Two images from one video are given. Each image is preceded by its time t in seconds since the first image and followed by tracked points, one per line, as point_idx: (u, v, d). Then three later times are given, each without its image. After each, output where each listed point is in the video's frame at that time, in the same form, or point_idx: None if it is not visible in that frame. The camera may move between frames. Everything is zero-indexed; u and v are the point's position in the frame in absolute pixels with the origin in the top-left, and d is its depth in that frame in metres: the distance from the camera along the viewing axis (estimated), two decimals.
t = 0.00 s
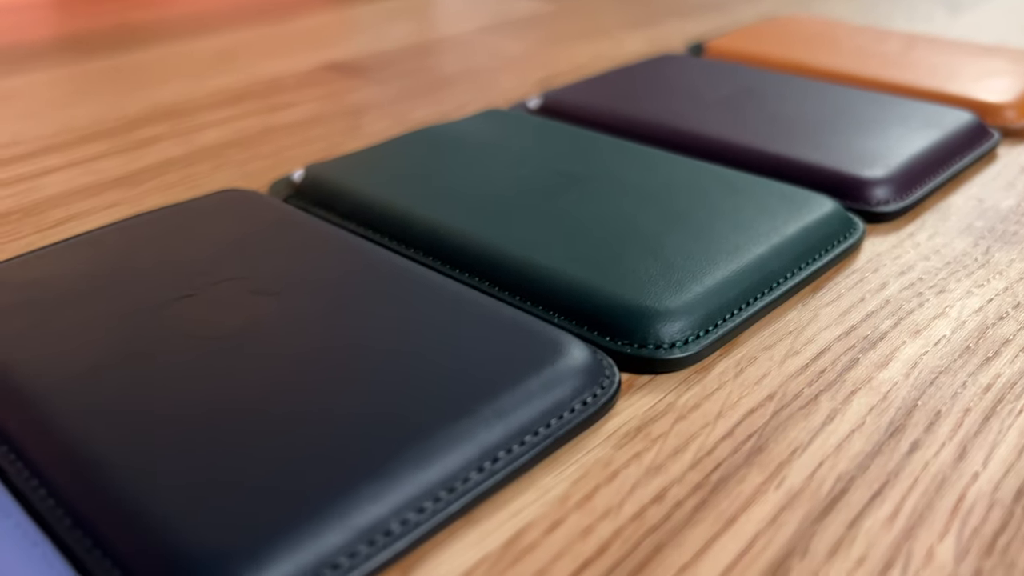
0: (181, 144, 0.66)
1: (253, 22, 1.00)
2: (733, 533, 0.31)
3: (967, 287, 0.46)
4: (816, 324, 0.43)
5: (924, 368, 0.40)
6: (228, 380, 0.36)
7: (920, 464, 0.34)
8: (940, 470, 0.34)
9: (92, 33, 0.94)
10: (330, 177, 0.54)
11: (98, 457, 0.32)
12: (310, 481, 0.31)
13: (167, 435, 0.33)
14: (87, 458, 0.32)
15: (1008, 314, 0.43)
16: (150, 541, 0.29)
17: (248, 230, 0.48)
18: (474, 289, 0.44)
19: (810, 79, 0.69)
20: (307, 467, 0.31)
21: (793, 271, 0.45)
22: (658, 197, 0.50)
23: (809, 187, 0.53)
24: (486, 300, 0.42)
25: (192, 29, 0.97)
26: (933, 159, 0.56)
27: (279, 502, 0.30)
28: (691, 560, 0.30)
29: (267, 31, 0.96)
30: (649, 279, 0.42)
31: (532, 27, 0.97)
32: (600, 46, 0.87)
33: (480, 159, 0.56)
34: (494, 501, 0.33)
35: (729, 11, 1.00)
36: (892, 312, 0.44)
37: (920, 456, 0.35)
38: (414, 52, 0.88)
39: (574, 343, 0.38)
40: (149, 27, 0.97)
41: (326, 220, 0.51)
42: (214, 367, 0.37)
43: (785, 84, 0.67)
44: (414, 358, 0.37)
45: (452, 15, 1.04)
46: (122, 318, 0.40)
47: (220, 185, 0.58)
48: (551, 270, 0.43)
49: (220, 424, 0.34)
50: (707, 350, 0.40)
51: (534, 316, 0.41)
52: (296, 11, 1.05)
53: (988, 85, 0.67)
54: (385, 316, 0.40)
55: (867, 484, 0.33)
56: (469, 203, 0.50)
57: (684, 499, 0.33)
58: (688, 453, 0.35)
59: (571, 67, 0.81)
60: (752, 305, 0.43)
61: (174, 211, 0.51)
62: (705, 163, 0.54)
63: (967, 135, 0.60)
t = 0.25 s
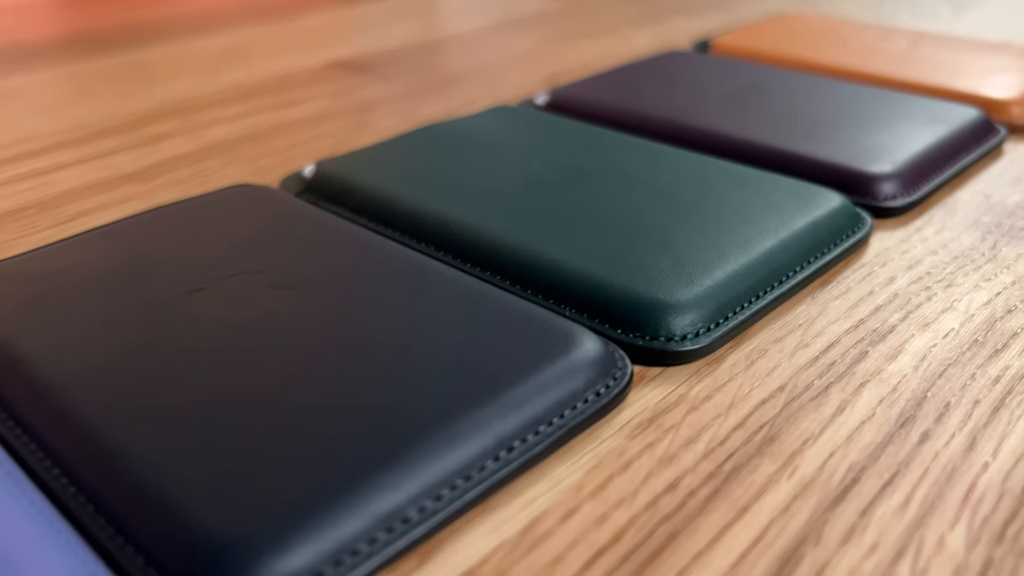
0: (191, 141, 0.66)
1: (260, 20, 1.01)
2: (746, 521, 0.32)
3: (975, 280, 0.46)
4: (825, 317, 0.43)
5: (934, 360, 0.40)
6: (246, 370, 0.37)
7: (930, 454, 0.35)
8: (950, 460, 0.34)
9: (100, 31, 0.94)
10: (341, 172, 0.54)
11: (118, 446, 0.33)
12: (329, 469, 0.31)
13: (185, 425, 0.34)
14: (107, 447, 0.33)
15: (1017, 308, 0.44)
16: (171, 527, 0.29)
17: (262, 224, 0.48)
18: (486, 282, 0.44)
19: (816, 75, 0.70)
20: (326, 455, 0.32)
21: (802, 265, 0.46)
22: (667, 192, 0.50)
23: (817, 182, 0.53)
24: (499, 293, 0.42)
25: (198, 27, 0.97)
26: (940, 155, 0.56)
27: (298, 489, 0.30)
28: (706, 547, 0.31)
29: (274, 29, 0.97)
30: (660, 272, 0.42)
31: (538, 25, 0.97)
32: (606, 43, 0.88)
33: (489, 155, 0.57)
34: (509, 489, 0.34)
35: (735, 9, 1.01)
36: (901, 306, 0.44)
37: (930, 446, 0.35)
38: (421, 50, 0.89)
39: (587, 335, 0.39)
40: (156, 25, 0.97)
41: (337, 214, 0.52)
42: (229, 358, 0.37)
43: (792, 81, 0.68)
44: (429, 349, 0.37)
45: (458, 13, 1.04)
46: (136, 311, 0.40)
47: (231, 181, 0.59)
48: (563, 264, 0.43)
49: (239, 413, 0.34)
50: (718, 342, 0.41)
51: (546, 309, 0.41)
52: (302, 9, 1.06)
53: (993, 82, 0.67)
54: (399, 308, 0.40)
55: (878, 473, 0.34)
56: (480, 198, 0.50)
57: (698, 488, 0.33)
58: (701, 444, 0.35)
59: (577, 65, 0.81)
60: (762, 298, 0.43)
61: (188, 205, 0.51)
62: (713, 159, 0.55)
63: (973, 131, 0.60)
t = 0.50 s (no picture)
0: (202, 137, 0.67)
1: (267, 17, 1.01)
2: (758, 509, 0.32)
3: (982, 275, 0.46)
4: (834, 310, 0.44)
5: (942, 353, 0.40)
6: (262, 360, 0.37)
7: (939, 445, 0.35)
8: (960, 450, 0.35)
9: (108, 28, 0.94)
10: (352, 167, 0.54)
11: (136, 435, 0.33)
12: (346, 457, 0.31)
13: (203, 414, 0.34)
14: (126, 436, 0.33)
15: None
16: (191, 513, 0.30)
17: (274, 218, 0.49)
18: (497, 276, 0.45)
19: (823, 72, 0.70)
20: (344, 443, 0.32)
21: (810, 259, 0.46)
22: (676, 187, 0.50)
23: (825, 177, 0.53)
24: (510, 286, 0.42)
25: (207, 24, 0.98)
26: (947, 151, 0.57)
27: (316, 476, 0.31)
28: (718, 535, 0.31)
29: (282, 26, 0.97)
30: (670, 266, 0.42)
31: (544, 22, 0.98)
32: (613, 40, 0.88)
33: (498, 150, 0.57)
34: (522, 478, 0.34)
35: (741, 6, 1.01)
36: (910, 299, 0.44)
37: (939, 437, 0.35)
38: (428, 47, 0.89)
39: (598, 327, 0.39)
40: (164, 22, 0.98)
41: (348, 209, 0.52)
42: (245, 348, 0.38)
43: (798, 78, 0.68)
44: (442, 340, 0.38)
45: (464, 10, 1.05)
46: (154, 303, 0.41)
47: (242, 176, 0.59)
48: (573, 257, 0.43)
49: (256, 402, 0.34)
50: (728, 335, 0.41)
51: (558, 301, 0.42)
52: (309, 6, 1.06)
53: (999, 79, 0.68)
54: (412, 300, 0.41)
55: (888, 462, 0.34)
56: (490, 193, 0.51)
57: (710, 478, 0.34)
58: (712, 434, 0.36)
59: (584, 62, 0.81)
60: (771, 292, 0.43)
61: (201, 200, 0.51)
62: (721, 154, 0.55)
63: (979, 128, 0.60)
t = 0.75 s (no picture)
0: (211, 133, 0.67)
1: (273, 15, 1.01)
2: (768, 499, 0.33)
3: (989, 269, 0.47)
4: (842, 304, 0.44)
5: (950, 347, 0.41)
6: (277, 351, 0.37)
7: (948, 436, 0.35)
8: (969, 441, 0.35)
9: (116, 26, 0.95)
10: (361, 163, 0.55)
11: (152, 426, 0.33)
12: (362, 447, 0.32)
13: (219, 405, 0.34)
14: (143, 427, 0.34)
15: None
16: (208, 502, 0.30)
17: (286, 213, 0.49)
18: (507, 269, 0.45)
19: (829, 69, 0.70)
20: (359, 434, 0.32)
21: (818, 253, 0.46)
22: (684, 183, 0.51)
23: (832, 173, 0.53)
24: (521, 279, 0.43)
25: (213, 22, 0.98)
26: (953, 146, 0.57)
27: (333, 465, 0.31)
28: (730, 525, 0.31)
29: (288, 24, 0.98)
30: (680, 260, 0.43)
31: (550, 20, 0.98)
32: (618, 38, 0.88)
33: (506, 146, 0.57)
34: (535, 468, 0.35)
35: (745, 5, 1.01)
36: (917, 294, 0.45)
37: (948, 429, 0.36)
38: (435, 44, 0.89)
39: (609, 320, 0.39)
40: (171, 20, 0.98)
41: (358, 204, 0.52)
42: (260, 340, 0.38)
43: (804, 75, 0.68)
44: (454, 332, 0.38)
45: (470, 8, 1.05)
46: (170, 296, 0.41)
47: (252, 172, 0.59)
48: (583, 251, 0.44)
49: (271, 393, 0.35)
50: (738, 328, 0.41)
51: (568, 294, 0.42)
52: (315, 5, 1.06)
53: (1005, 75, 0.68)
54: (424, 293, 0.41)
55: (897, 453, 0.35)
56: (498, 188, 0.51)
57: (720, 468, 0.34)
58: (722, 426, 0.36)
59: (590, 59, 0.82)
60: (780, 286, 0.44)
61: (212, 195, 0.52)
62: (728, 150, 0.55)
63: (985, 124, 0.60)
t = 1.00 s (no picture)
0: (220, 129, 0.67)
1: (280, 12, 1.02)
2: (778, 490, 0.33)
3: (996, 265, 0.47)
4: (849, 298, 0.44)
5: (957, 341, 0.41)
6: (290, 343, 0.38)
7: (955, 428, 0.36)
8: (976, 434, 0.35)
9: (123, 23, 0.95)
10: (370, 158, 0.55)
11: (169, 417, 0.34)
12: (377, 436, 0.32)
13: (234, 396, 0.35)
14: (159, 417, 0.34)
15: None
16: (224, 491, 0.31)
17: (297, 208, 0.49)
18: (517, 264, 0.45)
19: (835, 66, 0.70)
20: (373, 424, 0.33)
21: (826, 249, 0.47)
22: (691, 178, 0.51)
23: (839, 169, 0.54)
24: (530, 273, 0.43)
25: (221, 19, 0.99)
26: (958, 143, 0.57)
27: (348, 455, 0.31)
28: (740, 515, 0.32)
29: (295, 21, 0.98)
30: (689, 254, 0.43)
31: (556, 18, 0.98)
32: (624, 35, 0.88)
33: (514, 142, 0.57)
34: (547, 459, 0.35)
35: (751, 3, 1.02)
36: (924, 289, 0.45)
37: (956, 421, 0.36)
38: (441, 42, 0.90)
39: (619, 313, 0.40)
40: (178, 17, 0.98)
41: (367, 199, 0.53)
42: (273, 333, 0.38)
43: (810, 72, 0.69)
44: (466, 325, 0.38)
45: (475, 6, 1.05)
46: (182, 290, 0.42)
47: (261, 167, 0.60)
48: (593, 245, 0.44)
49: (285, 384, 0.35)
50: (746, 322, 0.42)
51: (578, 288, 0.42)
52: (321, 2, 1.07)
53: (1010, 73, 0.68)
54: (434, 287, 0.42)
55: (906, 445, 0.35)
56: (507, 183, 0.51)
57: (731, 460, 0.34)
58: (732, 418, 0.37)
59: (597, 56, 0.82)
60: (787, 280, 0.44)
61: (223, 190, 0.52)
62: (735, 146, 0.56)
63: (991, 121, 0.61)
